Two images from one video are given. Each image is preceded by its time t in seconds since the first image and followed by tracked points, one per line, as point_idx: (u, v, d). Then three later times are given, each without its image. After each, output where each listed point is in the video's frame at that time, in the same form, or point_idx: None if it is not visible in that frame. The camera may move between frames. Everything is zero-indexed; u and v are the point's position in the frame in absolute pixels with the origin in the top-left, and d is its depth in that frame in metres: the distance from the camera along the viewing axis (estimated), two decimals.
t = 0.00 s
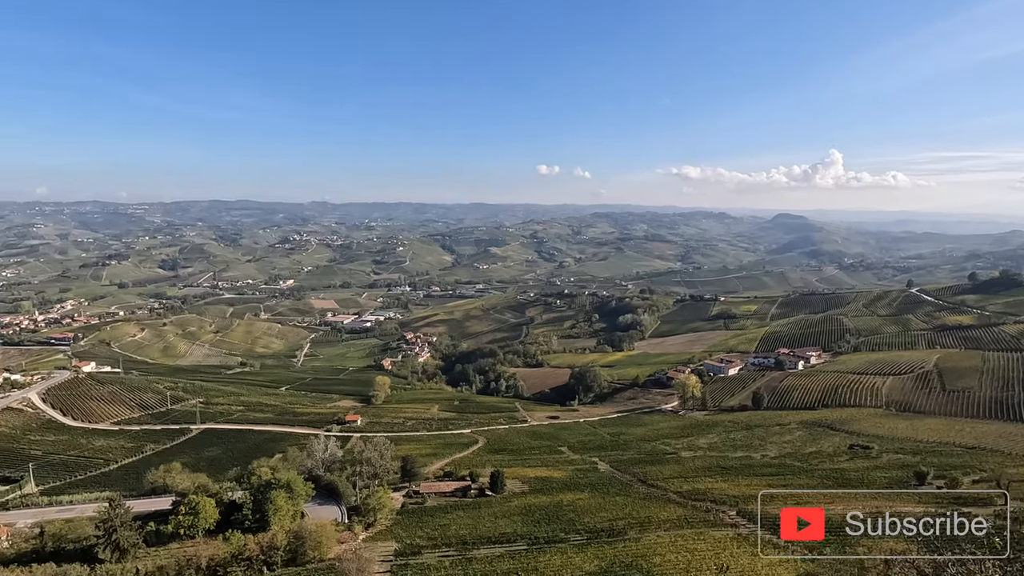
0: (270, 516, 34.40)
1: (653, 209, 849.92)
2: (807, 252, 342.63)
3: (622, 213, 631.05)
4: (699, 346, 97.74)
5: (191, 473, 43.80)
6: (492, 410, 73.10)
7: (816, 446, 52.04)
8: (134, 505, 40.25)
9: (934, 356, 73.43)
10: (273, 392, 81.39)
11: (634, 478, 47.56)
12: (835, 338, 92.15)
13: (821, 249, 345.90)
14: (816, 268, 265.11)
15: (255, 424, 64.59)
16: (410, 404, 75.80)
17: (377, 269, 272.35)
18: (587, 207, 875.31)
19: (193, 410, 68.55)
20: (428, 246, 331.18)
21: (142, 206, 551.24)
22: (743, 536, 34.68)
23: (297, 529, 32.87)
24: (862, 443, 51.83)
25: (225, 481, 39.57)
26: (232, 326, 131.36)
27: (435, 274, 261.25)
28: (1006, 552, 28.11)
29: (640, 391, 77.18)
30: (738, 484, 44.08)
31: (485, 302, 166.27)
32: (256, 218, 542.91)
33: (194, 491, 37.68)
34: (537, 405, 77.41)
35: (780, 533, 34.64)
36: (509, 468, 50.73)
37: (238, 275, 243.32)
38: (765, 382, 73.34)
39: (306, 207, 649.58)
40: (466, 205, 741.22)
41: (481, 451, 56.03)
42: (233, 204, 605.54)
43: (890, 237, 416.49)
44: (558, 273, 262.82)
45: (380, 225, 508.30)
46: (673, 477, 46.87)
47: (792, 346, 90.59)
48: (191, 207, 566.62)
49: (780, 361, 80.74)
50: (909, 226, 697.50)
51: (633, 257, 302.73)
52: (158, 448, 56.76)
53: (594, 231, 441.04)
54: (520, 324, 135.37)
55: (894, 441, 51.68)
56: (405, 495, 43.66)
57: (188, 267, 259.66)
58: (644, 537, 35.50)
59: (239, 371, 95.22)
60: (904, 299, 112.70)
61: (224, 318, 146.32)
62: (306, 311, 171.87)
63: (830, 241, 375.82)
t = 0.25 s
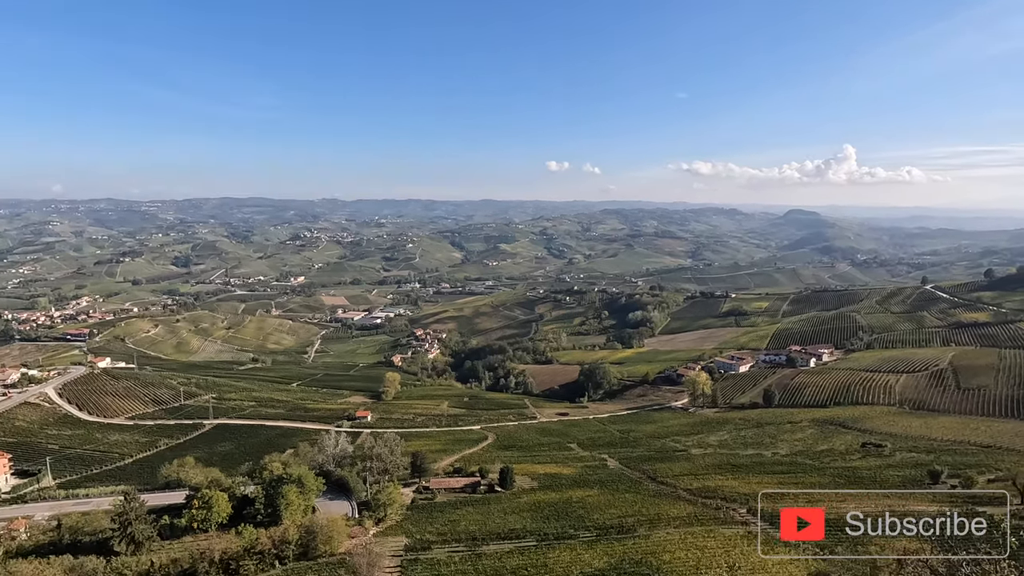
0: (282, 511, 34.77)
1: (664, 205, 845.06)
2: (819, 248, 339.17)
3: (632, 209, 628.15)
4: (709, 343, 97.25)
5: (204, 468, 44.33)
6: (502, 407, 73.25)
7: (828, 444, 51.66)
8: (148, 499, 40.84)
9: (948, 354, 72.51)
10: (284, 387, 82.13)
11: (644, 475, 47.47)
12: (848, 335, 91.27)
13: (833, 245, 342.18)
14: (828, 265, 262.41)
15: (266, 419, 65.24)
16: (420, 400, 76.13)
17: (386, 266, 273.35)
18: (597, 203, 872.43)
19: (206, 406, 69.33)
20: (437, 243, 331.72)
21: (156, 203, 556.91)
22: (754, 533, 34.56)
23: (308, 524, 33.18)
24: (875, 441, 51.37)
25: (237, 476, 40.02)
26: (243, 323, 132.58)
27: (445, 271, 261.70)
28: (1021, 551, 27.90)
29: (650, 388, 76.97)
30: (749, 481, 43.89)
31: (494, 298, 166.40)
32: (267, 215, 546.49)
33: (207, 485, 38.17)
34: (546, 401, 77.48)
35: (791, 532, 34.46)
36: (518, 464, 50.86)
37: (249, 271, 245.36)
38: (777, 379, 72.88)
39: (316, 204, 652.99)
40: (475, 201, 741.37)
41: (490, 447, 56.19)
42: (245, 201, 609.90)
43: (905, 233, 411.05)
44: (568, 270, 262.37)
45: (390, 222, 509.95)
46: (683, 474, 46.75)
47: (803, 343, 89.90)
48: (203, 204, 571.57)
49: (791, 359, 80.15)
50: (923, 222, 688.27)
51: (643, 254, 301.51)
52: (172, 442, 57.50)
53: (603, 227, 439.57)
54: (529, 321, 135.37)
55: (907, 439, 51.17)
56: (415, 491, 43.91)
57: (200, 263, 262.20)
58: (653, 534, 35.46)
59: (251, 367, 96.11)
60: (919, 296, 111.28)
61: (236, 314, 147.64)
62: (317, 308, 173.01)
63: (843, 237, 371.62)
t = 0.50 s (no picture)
0: (293, 505, 35.09)
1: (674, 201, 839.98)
2: (832, 244, 335.69)
3: (642, 206, 624.89)
4: (719, 340, 96.72)
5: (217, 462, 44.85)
6: (511, 403, 73.35)
7: (840, 442, 51.24)
8: (162, 493, 41.38)
9: (963, 351, 71.53)
10: (295, 383, 82.77)
11: (653, 472, 47.36)
12: (860, 332, 90.37)
13: (846, 241, 338.43)
14: (840, 261, 259.76)
15: (277, 414, 65.81)
16: (429, 397, 76.43)
17: (396, 262, 274.31)
18: (606, 199, 869.74)
19: (218, 401, 70.04)
20: (447, 240, 332.34)
21: (168, 201, 562.35)
22: (765, 531, 34.41)
23: (319, 518, 33.44)
24: (887, 439, 50.88)
25: (249, 470, 40.41)
26: (255, 319, 133.69)
27: (454, 268, 262.19)
28: None
29: (659, 385, 76.75)
30: (759, 479, 43.67)
31: (503, 295, 166.44)
32: (278, 212, 549.65)
33: (219, 480, 38.61)
34: (555, 398, 77.54)
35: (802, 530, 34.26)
36: (527, 460, 50.94)
37: (260, 268, 247.19)
38: (787, 377, 72.39)
39: (326, 201, 656.09)
40: (484, 198, 741.22)
41: (499, 443, 56.34)
42: (256, 198, 614.11)
43: (919, 230, 405.71)
44: (577, 267, 261.64)
45: (399, 219, 511.00)
46: (692, 471, 46.58)
47: (815, 341, 89.11)
48: (215, 202, 576.44)
49: (802, 356, 79.51)
50: (937, 217, 680.94)
51: (653, 250, 300.15)
52: (184, 437, 58.15)
53: (613, 224, 437.71)
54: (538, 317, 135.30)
55: (921, 437, 50.63)
56: (424, 487, 44.16)
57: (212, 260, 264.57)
58: (663, 531, 35.41)
59: (262, 363, 96.96)
60: (933, 293, 109.87)
61: (247, 310, 148.93)
62: (327, 304, 174.06)
63: (856, 234, 367.66)
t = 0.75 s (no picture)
0: (303, 500, 35.41)
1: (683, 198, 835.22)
2: (843, 241, 332.48)
3: (650, 202, 621.79)
4: (728, 337, 96.20)
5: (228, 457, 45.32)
6: (519, 400, 73.46)
7: (850, 440, 50.88)
8: (174, 487, 41.91)
9: (977, 349, 70.66)
10: (304, 379, 83.39)
11: (662, 469, 47.27)
12: (872, 330, 89.51)
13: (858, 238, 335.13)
14: (852, 258, 257.17)
15: (287, 410, 66.36)
16: (437, 393, 76.70)
17: (404, 259, 275.08)
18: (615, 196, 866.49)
19: (229, 397, 70.70)
20: (455, 237, 332.76)
21: (179, 198, 567.43)
22: (774, 529, 34.28)
23: (329, 513, 33.73)
24: (899, 438, 50.44)
25: (260, 466, 40.79)
26: (265, 316, 134.77)
27: (462, 265, 262.56)
28: None
29: (668, 382, 76.54)
30: (768, 477, 43.47)
31: (512, 292, 166.48)
32: (287, 209, 552.62)
33: (230, 475, 39.02)
34: (564, 395, 77.57)
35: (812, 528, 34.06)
36: (535, 457, 51.02)
37: (270, 265, 248.92)
38: (798, 374, 71.89)
39: (335, 198, 658.98)
40: (492, 195, 741.03)
41: (507, 440, 56.46)
42: (265, 196, 618.00)
43: (932, 226, 400.77)
44: (585, 264, 261.37)
45: (408, 216, 512.09)
46: (701, 469, 46.45)
47: (825, 338, 88.41)
48: (225, 199, 580.65)
49: (813, 353, 78.92)
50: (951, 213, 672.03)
51: (662, 247, 298.84)
52: (196, 432, 58.80)
53: (621, 221, 436.19)
54: (547, 314, 135.22)
55: (933, 435, 50.13)
56: (433, 482, 44.36)
57: (222, 257, 266.67)
58: (671, 528, 35.35)
59: (273, 359, 97.75)
60: (946, 290, 108.53)
61: (258, 307, 150.10)
62: (336, 301, 175.01)
63: (868, 230, 363.85)
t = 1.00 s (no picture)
0: (312, 496, 35.68)
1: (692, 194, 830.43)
2: (854, 237, 329.24)
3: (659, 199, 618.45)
4: (738, 334, 95.69)
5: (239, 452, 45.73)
6: (527, 397, 73.55)
7: (861, 438, 50.50)
8: (186, 482, 42.37)
9: (990, 347, 69.78)
10: (314, 376, 83.96)
11: (670, 466, 47.19)
12: (883, 327, 88.68)
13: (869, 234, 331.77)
14: (864, 254, 254.59)
15: (297, 406, 66.85)
16: (446, 389, 76.95)
17: (413, 256, 275.76)
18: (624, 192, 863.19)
19: (240, 393, 71.32)
20: (463, 234, 333.09)
21: (190, 196, 572.01)
22: (782, 526, 34.18)
23: (338, 508, 33.98)
24: (910, 436, 49.98)
25: (270, 461, 41.13)
26: (275, 312, 135.73)
27: (471, 261, 262.84)
28: None
29: (677, 379, 76.32)
30: (778, 474, 43.25)
31: (520, 288, 166.43)
32: (296, 206, 555.27)
33: (241, 470, 39.40)
34: (572, 391, 77.60)
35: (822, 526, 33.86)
36: (543, 454, 51.08)
37: (280, 262, 250.46)
38: (808, 372, 71.40)
39: (344, 195, 661.33)
40: (500, 192, 740.64)
41: (515, 437, 56.56)
42: (275, 193, 621.52)
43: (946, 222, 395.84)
44: (593, 261, 260.65)
45: (416, 213, 513.10)
46: (710, 466, 46.32)
47: (836, 335, 87.71)
48: (235, 197, 584.57)
49: (823, 351, 78.35)
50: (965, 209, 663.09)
51: (671, 244, 297.48)
52: (207, 428, 59.39)
53: (630, 217, 434.31)
54: (555, 311, 135.15)
55: (945, 434, 49.62)
56: (441, 478, 44.55)
57: (232, 254, 268.63)
58: (679, 525, 35.30)
59: (282, 355, 98.48)
60: (960, 287, 107.24)
61: (268, 303, 151.14)
62: (345, 297, 175.89)
63: (880, 226, 360.16)
